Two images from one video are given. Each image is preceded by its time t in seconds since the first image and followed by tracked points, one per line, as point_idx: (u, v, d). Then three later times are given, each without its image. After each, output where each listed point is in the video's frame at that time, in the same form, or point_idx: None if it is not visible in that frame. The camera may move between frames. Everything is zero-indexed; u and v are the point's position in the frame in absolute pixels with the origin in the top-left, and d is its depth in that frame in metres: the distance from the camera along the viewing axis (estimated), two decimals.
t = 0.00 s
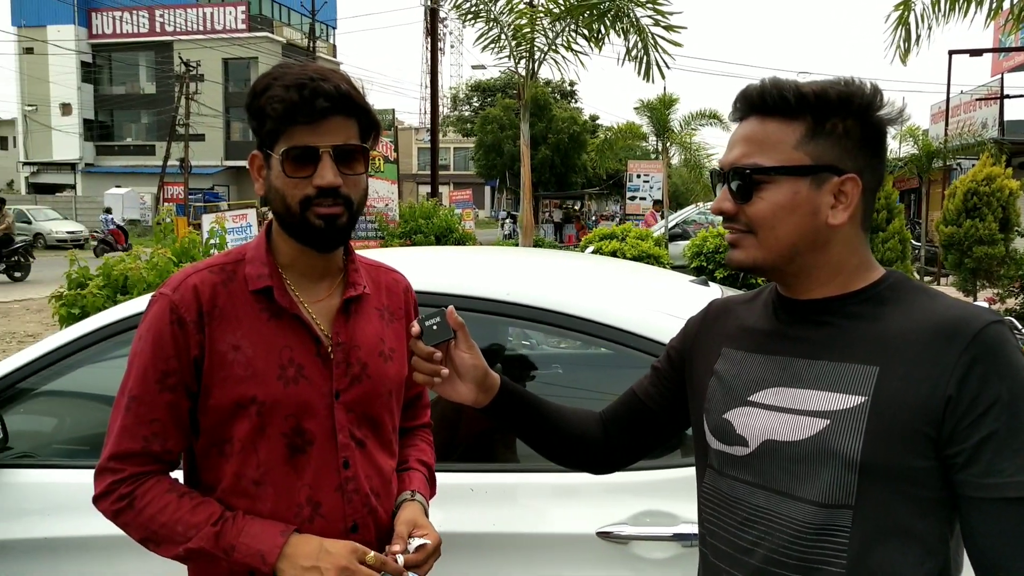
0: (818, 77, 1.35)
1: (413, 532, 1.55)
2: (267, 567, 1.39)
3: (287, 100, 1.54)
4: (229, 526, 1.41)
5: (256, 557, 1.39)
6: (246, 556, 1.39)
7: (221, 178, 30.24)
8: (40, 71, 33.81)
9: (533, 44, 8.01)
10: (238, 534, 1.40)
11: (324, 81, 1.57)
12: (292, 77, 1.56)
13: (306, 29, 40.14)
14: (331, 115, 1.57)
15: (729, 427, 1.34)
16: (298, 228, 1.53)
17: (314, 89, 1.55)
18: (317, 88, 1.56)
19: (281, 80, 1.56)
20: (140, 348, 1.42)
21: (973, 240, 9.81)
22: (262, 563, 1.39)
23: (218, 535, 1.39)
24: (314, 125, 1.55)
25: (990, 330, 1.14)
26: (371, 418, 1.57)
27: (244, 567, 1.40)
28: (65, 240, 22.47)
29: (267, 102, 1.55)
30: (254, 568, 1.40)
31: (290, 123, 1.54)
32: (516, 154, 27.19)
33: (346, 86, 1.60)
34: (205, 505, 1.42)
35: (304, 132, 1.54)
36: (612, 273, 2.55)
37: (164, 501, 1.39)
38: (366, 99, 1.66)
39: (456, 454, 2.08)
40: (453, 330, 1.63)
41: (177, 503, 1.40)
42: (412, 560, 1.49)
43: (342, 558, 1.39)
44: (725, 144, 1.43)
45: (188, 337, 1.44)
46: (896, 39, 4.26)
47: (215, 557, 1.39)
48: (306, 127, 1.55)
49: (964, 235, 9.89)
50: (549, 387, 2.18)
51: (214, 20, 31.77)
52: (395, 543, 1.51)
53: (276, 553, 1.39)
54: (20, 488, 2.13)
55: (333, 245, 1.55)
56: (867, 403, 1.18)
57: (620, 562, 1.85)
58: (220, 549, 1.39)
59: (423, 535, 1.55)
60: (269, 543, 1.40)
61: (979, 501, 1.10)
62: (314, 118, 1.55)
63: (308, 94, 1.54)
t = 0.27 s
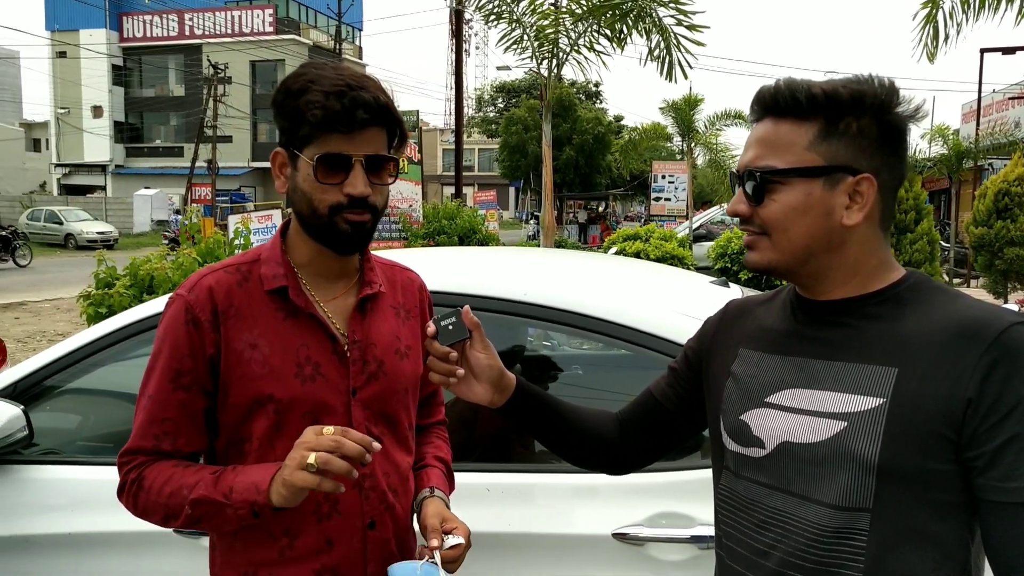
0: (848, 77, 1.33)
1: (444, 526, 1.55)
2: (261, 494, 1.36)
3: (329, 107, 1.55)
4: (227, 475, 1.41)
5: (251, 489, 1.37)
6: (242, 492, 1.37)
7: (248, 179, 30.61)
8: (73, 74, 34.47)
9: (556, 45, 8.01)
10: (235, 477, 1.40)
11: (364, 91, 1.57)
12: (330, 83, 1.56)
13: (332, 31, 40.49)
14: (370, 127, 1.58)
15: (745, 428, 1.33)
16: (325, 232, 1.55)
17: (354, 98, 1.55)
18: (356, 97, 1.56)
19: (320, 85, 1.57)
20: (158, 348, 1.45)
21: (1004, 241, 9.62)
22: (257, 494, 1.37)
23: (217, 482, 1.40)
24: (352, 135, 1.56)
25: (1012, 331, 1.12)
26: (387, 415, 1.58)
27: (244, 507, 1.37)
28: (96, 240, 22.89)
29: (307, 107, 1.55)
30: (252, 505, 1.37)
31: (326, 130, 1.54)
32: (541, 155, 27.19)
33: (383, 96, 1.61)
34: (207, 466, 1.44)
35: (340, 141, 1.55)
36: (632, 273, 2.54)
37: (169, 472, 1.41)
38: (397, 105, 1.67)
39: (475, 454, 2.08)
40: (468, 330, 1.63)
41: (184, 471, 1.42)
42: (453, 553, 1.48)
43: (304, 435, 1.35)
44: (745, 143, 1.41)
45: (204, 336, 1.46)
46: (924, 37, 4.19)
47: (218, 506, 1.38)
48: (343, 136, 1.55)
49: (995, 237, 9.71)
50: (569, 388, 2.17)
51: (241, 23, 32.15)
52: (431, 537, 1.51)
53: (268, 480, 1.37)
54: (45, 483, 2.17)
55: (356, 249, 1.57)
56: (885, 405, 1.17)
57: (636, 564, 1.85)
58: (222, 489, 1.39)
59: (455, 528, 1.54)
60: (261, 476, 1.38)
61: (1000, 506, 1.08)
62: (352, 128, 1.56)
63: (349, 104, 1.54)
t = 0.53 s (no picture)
0: (857, 76, 1.32)
1: (436, 525, 1.54)
2: (273, 536, 1.35)
3: (370, 107, 1.55)
4: (237, 506, 1.39)
5: (263, 528, 1.36)
6: (254, 530, 1.36)
7: (257, 180, 30.73)
8: (84, 76, 34.70)
9: (563, 45, 8.00)
10: (246, 509, 1.38)
11: (392, 92, 1.59)
12: (359, 82, 1.55)
13: (342, 31, 40.60)
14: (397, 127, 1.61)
15: (743, 426, 1.32)
16: (350, 230, 1.54)
17: (388, 99, 1.57)
18: (389, 99, 1.58)
19: (346, 84, 1.55)
20: (161, 349, 1.45)
21: (1015, 241, 9.56)
22: (269, 533, 1.35)
23: (226, 513, 1.38)
24: (381, 134, 1.57)
25: (1010, 328, 1.11)
26: (388, 415, 1.59)
27: (254, 542, 1.36)
28: (107, 241, 23.04)
29: (342, 105, 1.53)
30: (263, 542, 1.36)
31: (364, 128, 1.54)
32: (549, 155, 27.19)
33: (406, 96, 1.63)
34: (216, 490, 1.42)
35: (371, 139, 1.55)
36: (639, 274, 2.53)
37: (178, 489, 1.39)
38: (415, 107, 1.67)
39: (479, 454, 2.09)
40: (467, 329, 1.63)
41: (192, 489, 1.40)
42: (445, 551, 1.48)
43: (325, 492, 1.34)
44: (750, 140, 1.39)
45: (207, 336, 1.46)
46: (934, 35, 4.16)
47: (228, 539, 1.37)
48: (375, 136, 1.56)
49: (1006, 237, 9.65)
50: (573, 388, 2.17)
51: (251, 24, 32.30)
52: (422, 535, 1.51)
53: (282, 522, 1.36)
54: (51, 481, 2.19)
55: (375, 249, 1.58)
56: (880, 403, 1.17)
57: (636, 562, 1.85)
58: (228, 525, 1.37)
59: (448, 527, 1.53)
60: (275, 514, 1.37)
61: (998, 503, 1.07)
62: (383, 128, 1.57)
63: (384, 104, 1.55)
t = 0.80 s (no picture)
0: (848, 75, 1.33)
1: (435, 524, 1.55)
2: (274, 546, 1.36)
3: (369, 107, 1.56)
4: (236, 511, 1.40)
5: (264, 537, 1.37)
6: (254, 537, 1.37)
7: (259, 180, 30.74)
8: (86, 76, 34.73)
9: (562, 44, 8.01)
10: (246, 517, 1.39)
11: (390, 89, 1.60)
12: (355, 81, 1.56)
13: (343, 32, 40.62)
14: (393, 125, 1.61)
15: (736, 424, 1.33)
16: (347, 229, 1.54)
17: (384, 98, 1.58)
18: (386, 98, 1.59)
19: (344, 82, 1.56)
20: (158, 349, 1.44)
21: (1016, 241, 9.55)
22: (270, 543, 1.36)
23: (225, 521, 1.38)
24: (377, 133, 1.57)
25: (1001, 325, 1.12)
26: (384, 414, 1.59)
27: (254, 549, 1.37)
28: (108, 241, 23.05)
29: (338, 104, 1.54)
30: (262, 549, 1.37)
31: (365, 125, 1.55)
32: (551, 155, 27.19)
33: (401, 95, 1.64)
34: (214, 494, 1.42)
35: (367, 138, 1.56)
36: (638, 274, 2.53)
37: (175, 492, 1.40)
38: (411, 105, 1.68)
39: (478, 453, 2.09)
40: (462, 327, 1.64)
41: (190, 494, 1.40)
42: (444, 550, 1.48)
43: (329, 517, 1.34)
44: (742, 140, 1.40)
45: (204, 337, 1.45)
46: (932, 34, 4.16)
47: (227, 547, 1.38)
48: (373, 134, 1.56)
49: (1008, 236, 9.64)
50: (572, 387, 2.17)
51: (253, 24, 32.33)
52: (421, 534, 1.51)
53: (282, 532, 1.37)
54: (48, 480, 2.19)
55: (373, 248, 1.58)
56: (872, 400, 1.17)
57: (632, 560, 1.85)
58: (227, 532, 1.38)
59: (446, 526, 1.53)
60: (275, 523, 1.38)
61: (989, 500, 1.08)
62: (379, 126, 1.57)
63: (380, 102, 1.56)
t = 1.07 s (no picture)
0: (845, 73, 1.32)
1: (431, 523, 1.55)
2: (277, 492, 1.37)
3: (361, 107, 1.55)
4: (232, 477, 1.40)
5: (264, 487, 1.37)
6: (254, 491, 1.37)
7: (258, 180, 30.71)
8: (86, 76, 34.71)
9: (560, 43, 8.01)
10: (244, 477, 1.40)
11: (382, 89, 1.59)
12: (349, 80, 1.55)
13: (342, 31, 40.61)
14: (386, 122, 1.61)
15: (729, 421, 1.33)
16: (341, 229, 1.54)
17: (377, 97, 1.57)
18: (380, 97, 1.58)
19: (335, 82, 1.54)
20: (149, 345, 1.43)
21: (1016, 240, 9.55)
22: (272, 491, 1.37)
23: (225, 483, 1.39)
24: (371, 131, 1.57)
25: (994, 322, 1.12)
26: (378, 411, 1.58)
27: (257, 504, 1.38)
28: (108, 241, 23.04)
29: (332, 103, 1.53)
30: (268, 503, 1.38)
31: (357, 128, 1.54)
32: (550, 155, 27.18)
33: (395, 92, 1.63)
34: (209, 467, 1.43)
35: (362, 137, 1.55)
36: (637, 274, 2.53)
37: (168, 474, 1.39)
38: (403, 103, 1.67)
39: (475, 452, 2.08)
40: (455, 324, 1.64)
41: (183, 472, 1.40)
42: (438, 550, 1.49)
43: (327, 435, 1.34)
44: (739, 133, 1.39)
45: (197, 333, 1.45)
46: (929, 33, 4.15)
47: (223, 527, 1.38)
48: (366, 134, 1.56)
49: (1007, 236, 9.63)
50: (570, 386, 2.17)
51: (252, 23, 32.35)
52: (418, 533, 1.51)
53: (283, 478, 1.37)
54: (44, 479, 2.18)
55: (367, 247, 1.58)
56: (864, 397, 1.17)
57: (628, 559, 1.85)
58: (228, 493, 1.39)
59: (444, 526, 1.54)
60: (273, 473, 1.38)
61: (983, 498, 1.08)
62: (373, 125, 1.57)
63: (373, 101, 1.55)
